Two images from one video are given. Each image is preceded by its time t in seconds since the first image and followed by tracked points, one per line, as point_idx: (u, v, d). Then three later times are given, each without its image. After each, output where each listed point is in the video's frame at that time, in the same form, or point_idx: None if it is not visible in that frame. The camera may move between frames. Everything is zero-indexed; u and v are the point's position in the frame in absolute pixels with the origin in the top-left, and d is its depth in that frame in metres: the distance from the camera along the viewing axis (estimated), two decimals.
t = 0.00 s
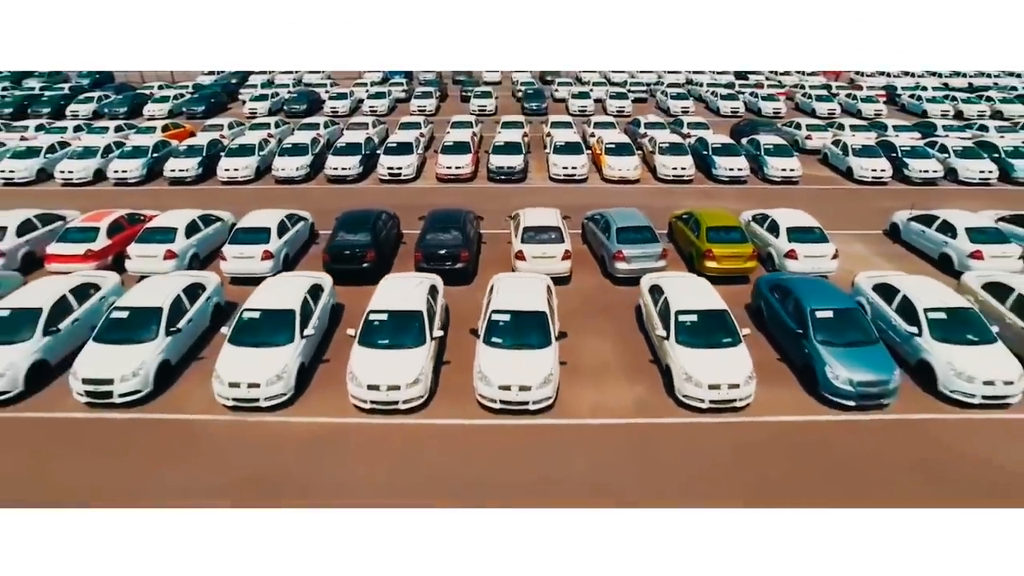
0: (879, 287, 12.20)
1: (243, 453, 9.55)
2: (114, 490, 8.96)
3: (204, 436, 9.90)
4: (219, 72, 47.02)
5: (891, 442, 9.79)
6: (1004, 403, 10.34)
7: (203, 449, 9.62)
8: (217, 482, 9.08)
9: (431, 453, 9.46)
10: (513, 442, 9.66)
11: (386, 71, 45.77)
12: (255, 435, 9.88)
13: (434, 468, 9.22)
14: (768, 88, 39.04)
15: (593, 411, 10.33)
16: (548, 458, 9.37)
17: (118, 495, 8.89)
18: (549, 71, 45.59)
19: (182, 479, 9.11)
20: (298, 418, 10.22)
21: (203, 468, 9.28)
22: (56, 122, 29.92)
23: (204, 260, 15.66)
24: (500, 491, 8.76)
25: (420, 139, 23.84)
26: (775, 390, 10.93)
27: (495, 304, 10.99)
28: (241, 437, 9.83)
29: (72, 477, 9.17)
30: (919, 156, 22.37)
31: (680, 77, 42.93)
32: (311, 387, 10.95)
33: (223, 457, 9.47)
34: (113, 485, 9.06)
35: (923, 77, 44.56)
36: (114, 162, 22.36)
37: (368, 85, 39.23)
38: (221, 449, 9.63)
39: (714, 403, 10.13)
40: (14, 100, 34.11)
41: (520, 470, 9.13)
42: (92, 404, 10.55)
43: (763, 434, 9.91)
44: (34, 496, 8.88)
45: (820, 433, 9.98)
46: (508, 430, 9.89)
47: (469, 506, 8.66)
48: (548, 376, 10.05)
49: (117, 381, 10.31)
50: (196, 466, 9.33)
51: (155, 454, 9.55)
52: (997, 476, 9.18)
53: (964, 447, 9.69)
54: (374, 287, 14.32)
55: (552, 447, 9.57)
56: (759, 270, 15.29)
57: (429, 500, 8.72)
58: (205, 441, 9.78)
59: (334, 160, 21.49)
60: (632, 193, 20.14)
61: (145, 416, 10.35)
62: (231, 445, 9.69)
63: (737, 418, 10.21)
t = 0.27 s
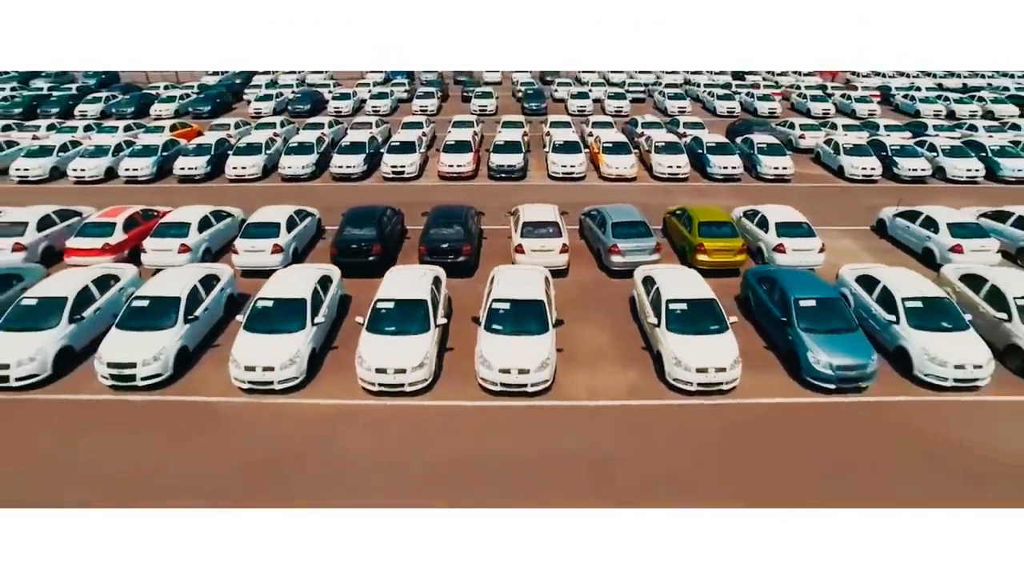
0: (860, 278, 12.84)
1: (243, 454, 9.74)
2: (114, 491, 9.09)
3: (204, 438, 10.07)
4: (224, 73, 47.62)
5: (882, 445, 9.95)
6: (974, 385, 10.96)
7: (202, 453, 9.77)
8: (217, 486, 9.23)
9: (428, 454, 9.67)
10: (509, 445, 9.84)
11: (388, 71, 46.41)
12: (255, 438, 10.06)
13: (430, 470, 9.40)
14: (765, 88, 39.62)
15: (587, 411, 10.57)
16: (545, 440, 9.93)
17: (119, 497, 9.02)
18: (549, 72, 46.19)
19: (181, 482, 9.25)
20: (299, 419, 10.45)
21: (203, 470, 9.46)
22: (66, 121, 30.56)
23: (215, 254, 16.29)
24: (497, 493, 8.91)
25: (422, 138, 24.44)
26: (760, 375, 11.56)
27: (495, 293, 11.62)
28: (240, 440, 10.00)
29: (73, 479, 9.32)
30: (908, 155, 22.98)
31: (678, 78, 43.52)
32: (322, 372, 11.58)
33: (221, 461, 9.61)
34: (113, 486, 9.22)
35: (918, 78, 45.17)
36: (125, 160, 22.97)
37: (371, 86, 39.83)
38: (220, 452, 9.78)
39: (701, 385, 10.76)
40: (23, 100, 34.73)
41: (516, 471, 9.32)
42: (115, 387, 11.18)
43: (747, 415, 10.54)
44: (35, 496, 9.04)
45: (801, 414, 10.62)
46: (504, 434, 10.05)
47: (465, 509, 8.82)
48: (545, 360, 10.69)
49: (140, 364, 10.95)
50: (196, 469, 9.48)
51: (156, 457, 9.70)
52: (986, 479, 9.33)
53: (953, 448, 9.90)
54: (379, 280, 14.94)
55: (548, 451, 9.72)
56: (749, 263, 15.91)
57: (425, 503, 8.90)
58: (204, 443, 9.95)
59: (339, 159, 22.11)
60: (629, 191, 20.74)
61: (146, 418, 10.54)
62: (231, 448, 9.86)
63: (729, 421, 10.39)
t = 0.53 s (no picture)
0: (840, 268, 13.57)
1: (246, 455, 9.91)
2: (119, 490, 9.26)
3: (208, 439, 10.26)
4: (228, 73, 48.39)
5: (873, 441, 10.19)
6: (943, 367, 11.72)
7: (207, 453, 9.95)
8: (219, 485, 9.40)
9: (428, 453, 9.87)
10: (509, 445, 10.06)
11: (390, 71, 47.14)
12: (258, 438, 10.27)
13: (430, 469, 9.58)
14: (760, 89, 40.38)
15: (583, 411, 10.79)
16: (542, 423, 10.51)
17: (124, 496, 9.18)
18: (549, 73, 46.94)
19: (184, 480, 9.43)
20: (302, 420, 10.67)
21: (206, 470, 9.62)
22: (77, 121, 31.32)
23: (228, 247, 17.03)
24: (496, 492, 9.09)
25: (425, 137, 25.19)
26: (745, 357, 12.31)
27: (495, 281, 12.35)
28: (244, 441, 10.19)
29: (77, 478, 9.50)
30: (895, 153, 23.72)
31: (675, 78, 44.27)
32: (332, 355, 12.34)
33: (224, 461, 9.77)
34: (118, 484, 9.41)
35: (911, 78, 45.90)
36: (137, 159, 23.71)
37: (373, 86, 40.59)
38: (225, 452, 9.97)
39: (689, 366, 11.49)
40: (34, 100, 35.48)
41: (515, 468, 9.54)
42: (139, 369, 11.91)
43: (730, 394, 11.26)
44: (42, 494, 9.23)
45: (782, 393, 11.36)
46: (503, 435, 10.25)
47: (464, 507, 8.99)
48: (542, 342, 11.44)
49: (163, 347, 11.70)
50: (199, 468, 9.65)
51: (161, 457, 9.90)
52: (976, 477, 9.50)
53: (941, 443, 10.16)
54: (385, 271, 15.68)
55: (546, 449, 9.94)
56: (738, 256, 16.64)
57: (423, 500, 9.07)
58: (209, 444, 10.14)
59: (344, 157, 22.86)
60: (625, 188, 21.48)
61: (153, 418, 10.76)
62: (234, 448, 10.04)
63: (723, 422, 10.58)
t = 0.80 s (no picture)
0: (825, 262, 14.18)
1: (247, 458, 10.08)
2: (123, 490, 9.45)
3: (210, 442, 10.41)
4: (232, 74, 49.05)
5: (864, 441, 10.39)
6: (920, 354, 12.34)
7: (209, 456, 10.10)
8: (221, 489, 9.51)
9: (428, 456, 10.03)
10: (507, 444, 10.29)
11: (392, 72, 47.75)
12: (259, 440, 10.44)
13: (429, 470, 9.75)
14: (756, 89, 41.02)
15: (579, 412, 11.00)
16: (539, 412, 10.99)
17: (123, 497, 9.38)
18: (548, 73, 47.59)
19: (186, 483, 9.57)
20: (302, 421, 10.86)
21: (208, 473, 9.77)
22: (86, 121, 31.97)
23: (238, 243, 17.66)
24: (494, 490, 9.31)
25: (427, 137, 25.82)
26: (733, 345, 12.94)
27: (495, 273, 12.99)
28: (245, 443, 10.36)
29: (81, 480, 9.66)
30: (885, 152, 24.34)
31: (673, 79, 44.92)
32: (340, 343, 12.96)
33: (226, 465, 9.91)
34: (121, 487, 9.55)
35: (906, 79, 46.49)
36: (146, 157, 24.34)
37: (376, 86, 41.24)
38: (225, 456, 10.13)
39: (679, 353, 12.12)
40: (42, 100, 36.14)
41: (512, 459, 9.89)
42: (157, 355, 12.54)
43: (718, 380, 11.86)
44: (48, 496, 9.39)
45: (767, 378, 11.98)
46: (501, 434, 10.48)
47: (461, 506, 9.16)
48: (540, 330, 12.07)
49: (180, 335, 12.33)
50: (201, 473, 9.77)
51: (164, 456, 10.14)
52: (967, 478, 9.65)
53: (928, 440, 10.41)
54: (389, 265, 16.30)
55: (543, 443, 10.24)
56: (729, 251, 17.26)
57: (423, 502, 9.21)
58: (210, 448, 10.30)
59: (349, 156, 23.50)
60: (622, 186, 22.10)
61: (158, 417, 11.00)
62: (236, 451, 10.22)
63: (718, 424, 10.74)
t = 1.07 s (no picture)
0: (811, 255, 14.81)
1: (248, 464, 10.18)
2: (135, 489, 9.68)
3: (211, 448, 10.50)
4: (236, 74, 49.69)
5: (858, 439, 10.67)
6: (900, 342, 12.98)
7: (219, 455, 10.33)
8: (231, 490, 9.71)
9: (429, 458, 10.20)
10: (513, 440, 10.58)
11: (393, 73, 48.37)
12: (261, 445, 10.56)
13: (431, 473, 9.92)
14: (752, 90, 41.66)
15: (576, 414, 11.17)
16: (540, 405, 11.40)
17: (134, 496, 9.59)
18: (548, 74, 48.23)
19: (190, 489, 9.64)
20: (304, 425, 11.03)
21: (211, 479, 9.86)
22: (95, 121, 32.62)
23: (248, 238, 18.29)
24: (500, 488, 9.57)
25: (429, 136, 26.46)
26: (722, 335, 13.59)
27: (496, 266, 13.63)
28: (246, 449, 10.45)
29: (95, 478, 9.90)
30: (876, 151, 24.97)
31: (671, 80, 45.57)
32: (348, 333, 13.61)
33: (228, 471, 10.01)
34: (125, 494, 9.61)
35: (901, 79, 47.11)
36: (156, 156, 24.96)
37: (378, 87, 41.88)
38: (227, 462, 10.21)
39: (670, 341, 12.75)
40: (51, 100, 36.78)
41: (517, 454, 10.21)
42: (175, 344, 13.19)
43: (710, 369, 12.42)
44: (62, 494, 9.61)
45: (754, 365, 12.60)
46: (505, 429, 10.82)
47: (470, 504, 9.37)
48: (539, 319, 12.72)
49: (197, 324, 12.98)
50: (204, 479, 9.88)
51: (174, 453, 10.39)
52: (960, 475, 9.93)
53: (920, 437, 10.72)
54: (394, 260, 16.94)
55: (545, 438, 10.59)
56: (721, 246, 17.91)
57: (430, 499, 9.47)
58: (212, 453, 10.40)
59: (353, 155, 24.14)
60: (619, 184, 22.73)
61: (170, 412, 11.38)
62: (236, 457, 10.31)
63: (714, 429, 10.86)
